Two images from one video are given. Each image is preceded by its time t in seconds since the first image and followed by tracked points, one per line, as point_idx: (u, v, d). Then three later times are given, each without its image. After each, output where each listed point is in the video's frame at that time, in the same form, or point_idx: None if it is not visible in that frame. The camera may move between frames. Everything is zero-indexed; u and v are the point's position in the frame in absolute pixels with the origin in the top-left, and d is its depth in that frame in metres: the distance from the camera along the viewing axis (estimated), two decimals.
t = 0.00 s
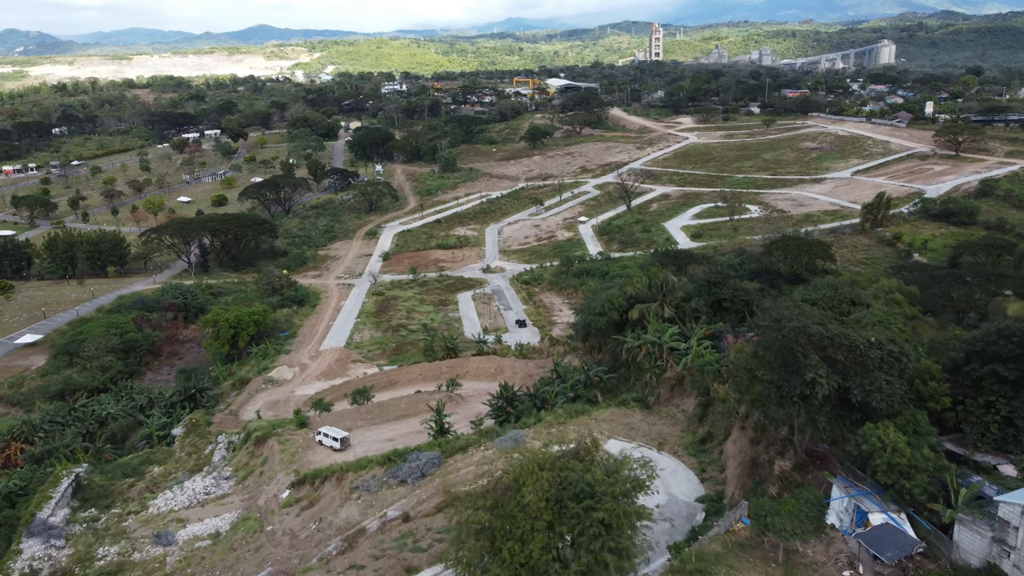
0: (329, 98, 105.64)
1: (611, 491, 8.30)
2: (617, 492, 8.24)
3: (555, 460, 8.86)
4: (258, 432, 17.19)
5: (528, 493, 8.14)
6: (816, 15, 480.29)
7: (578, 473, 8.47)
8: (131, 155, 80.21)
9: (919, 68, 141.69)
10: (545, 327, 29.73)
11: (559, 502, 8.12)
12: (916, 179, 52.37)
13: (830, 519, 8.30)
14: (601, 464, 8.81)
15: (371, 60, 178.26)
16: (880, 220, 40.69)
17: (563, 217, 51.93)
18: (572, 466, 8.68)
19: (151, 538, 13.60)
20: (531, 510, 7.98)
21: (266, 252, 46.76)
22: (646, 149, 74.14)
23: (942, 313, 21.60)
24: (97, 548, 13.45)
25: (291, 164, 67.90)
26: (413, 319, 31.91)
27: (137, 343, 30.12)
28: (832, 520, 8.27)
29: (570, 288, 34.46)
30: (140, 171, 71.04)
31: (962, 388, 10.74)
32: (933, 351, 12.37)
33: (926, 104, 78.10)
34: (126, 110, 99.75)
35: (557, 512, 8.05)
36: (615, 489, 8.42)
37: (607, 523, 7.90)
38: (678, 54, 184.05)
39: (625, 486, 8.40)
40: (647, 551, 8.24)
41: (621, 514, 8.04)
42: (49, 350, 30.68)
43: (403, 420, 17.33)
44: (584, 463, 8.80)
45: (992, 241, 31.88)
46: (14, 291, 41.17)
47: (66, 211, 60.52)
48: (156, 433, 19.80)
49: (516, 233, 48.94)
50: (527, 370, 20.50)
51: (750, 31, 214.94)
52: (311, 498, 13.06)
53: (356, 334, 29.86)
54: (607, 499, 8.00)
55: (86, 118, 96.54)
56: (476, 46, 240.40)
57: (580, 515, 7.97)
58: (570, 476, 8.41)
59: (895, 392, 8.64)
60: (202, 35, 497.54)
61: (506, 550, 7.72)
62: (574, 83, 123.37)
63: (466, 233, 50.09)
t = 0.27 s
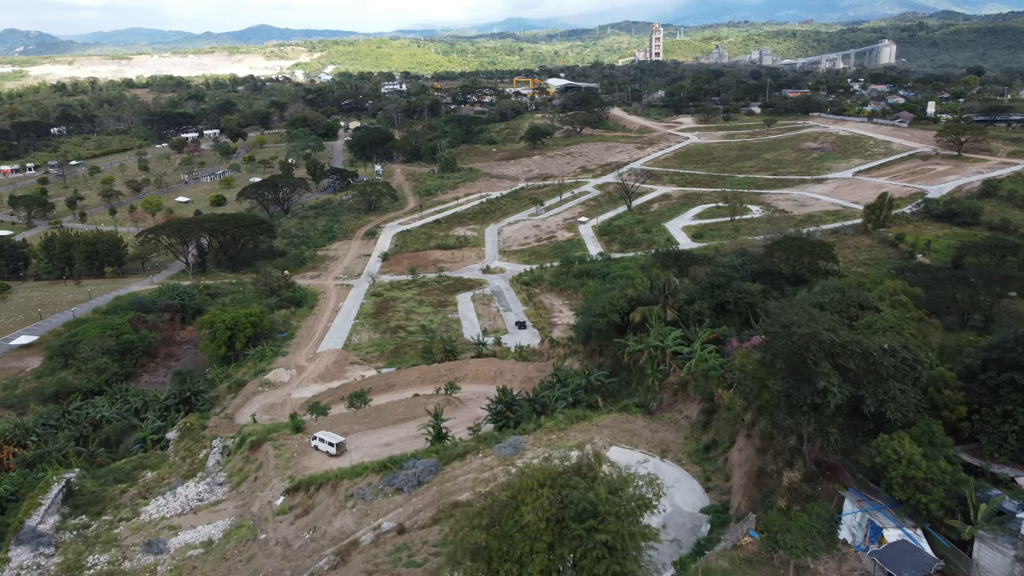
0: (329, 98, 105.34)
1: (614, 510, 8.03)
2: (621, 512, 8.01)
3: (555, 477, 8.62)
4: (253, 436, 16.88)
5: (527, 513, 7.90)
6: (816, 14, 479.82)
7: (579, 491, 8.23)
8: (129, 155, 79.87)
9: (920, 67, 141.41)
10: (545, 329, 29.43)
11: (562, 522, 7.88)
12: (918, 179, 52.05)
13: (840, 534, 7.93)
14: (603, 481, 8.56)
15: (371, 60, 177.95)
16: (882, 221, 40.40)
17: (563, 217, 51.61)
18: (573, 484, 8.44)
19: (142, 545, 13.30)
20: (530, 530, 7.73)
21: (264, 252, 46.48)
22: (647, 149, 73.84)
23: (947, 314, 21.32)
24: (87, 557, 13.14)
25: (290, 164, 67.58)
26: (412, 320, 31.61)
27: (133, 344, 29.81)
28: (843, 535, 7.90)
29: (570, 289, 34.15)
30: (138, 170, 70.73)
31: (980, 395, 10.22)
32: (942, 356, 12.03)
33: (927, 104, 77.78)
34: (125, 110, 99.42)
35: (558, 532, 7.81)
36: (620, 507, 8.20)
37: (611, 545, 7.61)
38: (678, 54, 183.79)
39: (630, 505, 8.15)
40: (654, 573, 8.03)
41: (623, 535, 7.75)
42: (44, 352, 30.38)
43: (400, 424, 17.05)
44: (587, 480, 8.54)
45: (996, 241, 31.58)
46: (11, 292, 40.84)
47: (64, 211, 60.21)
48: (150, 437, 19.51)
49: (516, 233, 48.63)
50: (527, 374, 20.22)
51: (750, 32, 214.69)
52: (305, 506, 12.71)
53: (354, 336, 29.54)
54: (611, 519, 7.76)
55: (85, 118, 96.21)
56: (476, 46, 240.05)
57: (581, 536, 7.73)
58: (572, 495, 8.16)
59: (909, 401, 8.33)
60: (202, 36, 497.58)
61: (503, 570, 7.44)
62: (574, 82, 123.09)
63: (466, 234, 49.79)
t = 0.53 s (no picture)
0: (328, 98, 105.03)
1: (620, 533, 7.68)
2: (627, 534, 7.68)
3: (556, 499, 8.56)
4: (248, 441, 16.57)
5: (527, 534, 7.86)
6: (816, 15, 479.60)
7: (582, 513, 8.06)
8: (128, 155, 79.57)
9: (921, 67, 141.19)
10: (545, 330, 29.13)
11: (562, 546, 7.76)
12: (920, 180, 51.80)
13: (854, 551, 7.52)
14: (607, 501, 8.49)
15: (371, 60, 177.65)
16: (885, 221, 40.14)
17: (564, 217, 51.30)
18: (576, 505, 8.36)
19: (133, 553, 12.99)
20: (529, 554, 7.65)
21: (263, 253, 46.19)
22: (647, 149, 73.53)
23: (952, 316, 21.06)
24: (76, 566, 12.84)
25: (289, 164, 67.29)
26: (411, 321, 31.33)
27: (129, 346, 29.51)
28: (857, 553, 7.50)
29: (570, 290, 33.86)
30: (137, 170, 70.44)
31: (1000, 404, 9.69)
32: (957, 360, 11.50)
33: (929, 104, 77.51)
34: (124, 110, 99.14)
35: (560, 557, 7.69)
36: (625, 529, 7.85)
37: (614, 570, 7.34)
38: (678, 54, 183.53)
39: (636, 527, 7.79)
40: None
41: (630, 559, 7.42)
42: (39, 354, 30.07)
43: (397, 429, 16.75)
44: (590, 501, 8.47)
45: (1000, 242, 31.29)
46: (7, 293, 40.51)
47: (61, 211, 59.92)
48: (144, 441, 19.21)
49: (516, 233, 48.35)
50: (526, 377, 19.95)
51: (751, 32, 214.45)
52: (299, 514, 12.41)
53: (352, 337, 29.24)
54: (615, 542, 7.50)
55: (83, 118, 95.90)
56: (476, 45, 239.88)
57: (584, 560, 7.53)
58: (574, 518, 8.05)
59: (927, 411, 7.78)
60: (202, 35, 497.26)
61: None
62: (574, 82, 122.78)
63: (465, 234, 49.49)
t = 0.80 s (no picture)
0: (328, 97, 104.71)
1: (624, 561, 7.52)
2: (631, 562, 7.52)
3: (559, 518, 8.47)
4: (242, 447, 16.23)
5: (526, 561, 7.82)
6: (816, 14, 479.13)
7: (585, 537, 7.98)
8: (126, 155, 79.24)
9: (922, 67, 140.92)
10: (545, 332, 28.82)
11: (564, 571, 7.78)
12: (923, 180, 51.50)
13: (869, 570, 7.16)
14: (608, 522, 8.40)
15: (371, 59, 177.31)
16: (887, 222, 39.85)
17: (564, 218, 50.98)
18: (576, 523, 8.35)
19: (123, 562, 12.67)
20: None
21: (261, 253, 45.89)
22: (648, 149, 73.21)
23: (957, 318, 20.77)
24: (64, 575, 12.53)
25: (288, 164, 66.97)
26: (409, 323, 31.03)
27: (125, 348, 29.19)
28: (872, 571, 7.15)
29: (571, 291, 33.54)
30: (135, 170, 70.10)
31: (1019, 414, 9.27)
32: (973, 369, 11.11)
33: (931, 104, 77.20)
34: (122, 110, 98.80)
35: None
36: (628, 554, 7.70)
37: None
38: (678, 54, 183.26)
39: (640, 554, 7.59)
40: None
41: None
42: (34, 355, 29.77)
43: (395, 434, 16.45)
44: (593, 522, 8.43)
45: (1004, 243, 30.98)
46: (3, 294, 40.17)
47: (59, 211, 59.60)
48: (138, 445, 18.89)
49: (516, 234, 48.04)
50: (526, 381, 19.64)
51: (751, 32, 214.23)
52: (293, 523, 12.09)
53: (350, 339, 28.91)
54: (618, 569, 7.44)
55: (82, 118, 95.55)
56: (476, 45, 239.57)
57: None
58: (577, 540, 8.01)
59: (945, 423, 7.51)
60: (201, 35, 497.00)
61: None
62: (575, 82, 122.45)
63: (465, 234, 49.18)
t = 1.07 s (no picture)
0: (327, 97, 104.39)
1: None
2: None
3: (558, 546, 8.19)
4: (236, 452, 15.92)
5: None
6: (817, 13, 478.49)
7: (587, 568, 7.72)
8: (124, 155, 78.92)
9: (922, 67, 140.63)
10: (545, 334, 28.51)
11: None
12: (925, 180, 51.21)
13: None
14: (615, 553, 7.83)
15: (371, 59, 177.04)
16: (889, 223, 39.55)
17: (564, 218, 50.67)
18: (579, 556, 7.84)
19: (113, 571, 12.33)
20: None
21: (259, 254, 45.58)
22: (648, 149, 72.91)
23: (961, 320, 20.47)
24: None
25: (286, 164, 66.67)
26: (408, 324, 30.72)
27: (120, 349, 28.88)
28: None
29: (571, 292, 33.22)
30: (133, 170, 69.77)
31: None
32: (987, 376, 10.81)
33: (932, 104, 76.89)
34: (121, 109, 98.48)
35: None
36: None
37: None
38: (678, 54, 183.00)
39: None
40: None
41: None
42: (29, 357, 29.44)
43: (391, 438, 16.17)
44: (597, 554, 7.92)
45: (1008, 244, 30.67)
46: None
47: (57, 211, 59.29)
48: (131, 450, 18.59)
49: (515, 234, 47.74)
50: (525, 385, 19.36)
51: (751, 32, 214.02)
52: (286, 532, 11.77)
53: (348, 341, 28.61)
54: None
55: (80, 117, 95.21)
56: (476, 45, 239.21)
57: None
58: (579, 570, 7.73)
59: (963, 436, 7.23)
60: (201, 35, 496.97)
61: None
62: (575, 81, 122.16)
63: (464, 235, 48.88)
